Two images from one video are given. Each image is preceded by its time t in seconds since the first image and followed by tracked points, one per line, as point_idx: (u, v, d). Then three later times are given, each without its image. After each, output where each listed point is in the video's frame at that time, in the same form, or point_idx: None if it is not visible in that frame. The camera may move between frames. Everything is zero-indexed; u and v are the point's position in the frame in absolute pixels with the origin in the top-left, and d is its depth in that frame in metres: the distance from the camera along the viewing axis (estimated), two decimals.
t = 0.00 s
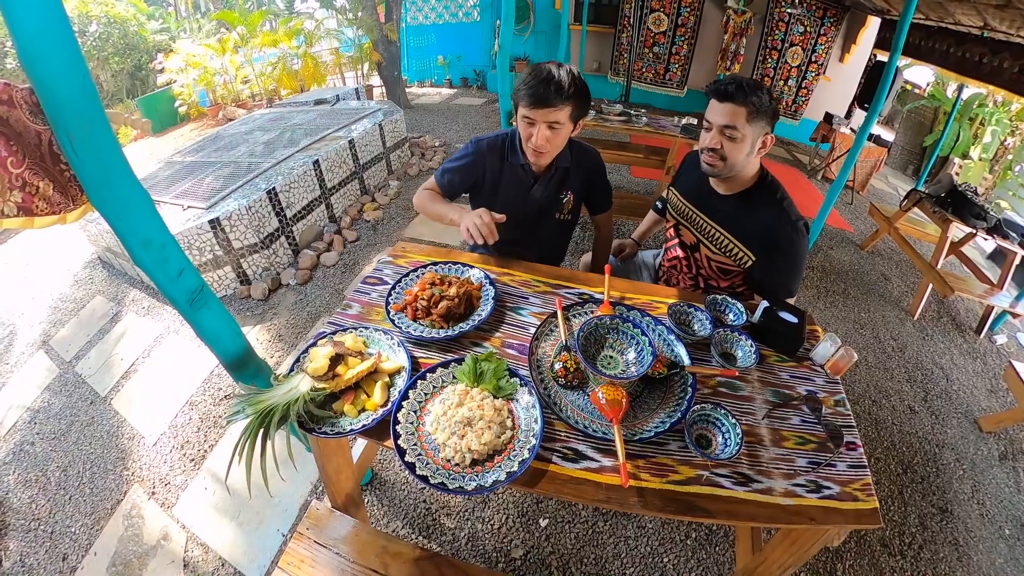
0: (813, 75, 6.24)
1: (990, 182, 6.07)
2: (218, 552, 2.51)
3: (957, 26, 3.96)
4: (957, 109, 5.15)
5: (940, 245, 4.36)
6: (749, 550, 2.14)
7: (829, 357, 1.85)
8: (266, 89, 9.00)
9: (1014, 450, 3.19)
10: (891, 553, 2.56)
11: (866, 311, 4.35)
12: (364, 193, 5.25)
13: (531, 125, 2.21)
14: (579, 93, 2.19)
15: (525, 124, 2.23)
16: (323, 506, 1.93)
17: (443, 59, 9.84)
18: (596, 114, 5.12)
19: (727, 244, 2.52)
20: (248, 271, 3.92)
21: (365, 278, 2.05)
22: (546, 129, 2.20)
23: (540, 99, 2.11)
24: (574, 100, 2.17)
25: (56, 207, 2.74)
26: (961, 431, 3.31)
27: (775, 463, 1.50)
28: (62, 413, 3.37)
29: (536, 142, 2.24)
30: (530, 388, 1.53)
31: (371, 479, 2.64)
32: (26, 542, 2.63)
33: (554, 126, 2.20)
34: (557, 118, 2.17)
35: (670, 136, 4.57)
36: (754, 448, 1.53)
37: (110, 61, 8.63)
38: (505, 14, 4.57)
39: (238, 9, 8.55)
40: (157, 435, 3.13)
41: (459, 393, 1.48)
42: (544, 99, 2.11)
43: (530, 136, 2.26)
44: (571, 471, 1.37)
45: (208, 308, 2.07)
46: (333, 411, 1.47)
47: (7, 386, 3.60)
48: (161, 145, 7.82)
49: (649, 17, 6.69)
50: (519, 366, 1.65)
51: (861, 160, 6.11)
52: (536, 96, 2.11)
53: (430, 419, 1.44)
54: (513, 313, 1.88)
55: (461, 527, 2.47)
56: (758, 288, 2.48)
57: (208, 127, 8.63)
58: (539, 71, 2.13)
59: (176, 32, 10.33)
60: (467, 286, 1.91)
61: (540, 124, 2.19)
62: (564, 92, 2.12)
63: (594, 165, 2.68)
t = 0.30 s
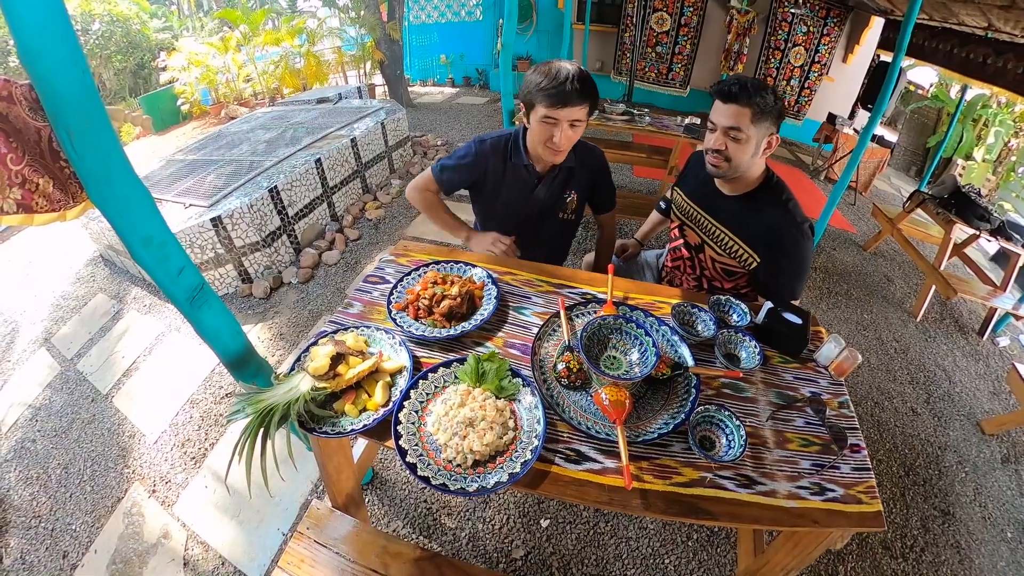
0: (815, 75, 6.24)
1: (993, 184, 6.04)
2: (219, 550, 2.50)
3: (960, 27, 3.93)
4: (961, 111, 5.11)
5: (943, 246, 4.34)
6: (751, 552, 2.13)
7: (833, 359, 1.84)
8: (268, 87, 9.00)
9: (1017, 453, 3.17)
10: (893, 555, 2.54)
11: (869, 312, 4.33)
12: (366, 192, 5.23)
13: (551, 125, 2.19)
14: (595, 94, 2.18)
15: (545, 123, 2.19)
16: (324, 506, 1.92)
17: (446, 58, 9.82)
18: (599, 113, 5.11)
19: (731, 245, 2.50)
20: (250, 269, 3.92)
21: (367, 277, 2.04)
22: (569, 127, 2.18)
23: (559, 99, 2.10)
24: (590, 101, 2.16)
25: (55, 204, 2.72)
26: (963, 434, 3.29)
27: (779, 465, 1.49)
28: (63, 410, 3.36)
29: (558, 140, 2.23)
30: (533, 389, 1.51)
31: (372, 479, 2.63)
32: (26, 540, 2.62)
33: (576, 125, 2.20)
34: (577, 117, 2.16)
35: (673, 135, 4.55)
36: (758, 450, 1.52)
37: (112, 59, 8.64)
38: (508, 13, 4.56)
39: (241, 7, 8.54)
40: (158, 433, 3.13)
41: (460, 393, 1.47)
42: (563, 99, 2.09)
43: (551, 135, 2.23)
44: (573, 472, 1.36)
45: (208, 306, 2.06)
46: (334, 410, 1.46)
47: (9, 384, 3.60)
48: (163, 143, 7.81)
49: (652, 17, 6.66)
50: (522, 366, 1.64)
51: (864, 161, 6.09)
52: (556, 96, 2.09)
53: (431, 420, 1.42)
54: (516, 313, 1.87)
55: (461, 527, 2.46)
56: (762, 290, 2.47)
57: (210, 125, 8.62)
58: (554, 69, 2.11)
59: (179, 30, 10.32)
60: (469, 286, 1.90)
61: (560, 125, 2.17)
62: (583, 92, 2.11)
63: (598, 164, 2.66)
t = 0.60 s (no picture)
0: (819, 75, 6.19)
1: (998, 185, 6.00)
2: (219, 550, 2.48)
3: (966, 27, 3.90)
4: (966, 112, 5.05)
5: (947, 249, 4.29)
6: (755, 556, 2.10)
7: (840, 361, 1.81)
8: (271, 85, 9.01)
9: (1021, 457, 3.14)
10: (897, 559, 2.51)
11: (873, 314, 4.30)
12: (369, 190, 5.22)
13: (564, 125, 2.16)
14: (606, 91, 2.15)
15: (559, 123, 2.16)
16: (325, 507, 1.90)
17: (449, 57, 9.80)
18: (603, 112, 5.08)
19: (739, 245, 2.48)
20: (252, 267, 3.90)
21: (369, 276, 2.02)
22: (585, 126, 2.15)
23: (571, 98, 2.07)
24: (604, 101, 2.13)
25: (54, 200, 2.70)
26: (966, 437, 3.26)
27: (786, 468, 1.46)
28: (64, 407, 3.35)
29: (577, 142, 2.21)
30: (538, 391, 1.49)
31: (373, 479, 2.60)
32: (26, 537, 2.61)
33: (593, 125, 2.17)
34: (591, 116, 2.13)
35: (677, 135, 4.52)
36: (765, 453, 1.49)
37: (116, 57, 8.67)
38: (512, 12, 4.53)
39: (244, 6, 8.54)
40: (159, 431, 3.11)
41: (464, 394, 1.45)
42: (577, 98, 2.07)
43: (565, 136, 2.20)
44: (579, 475, 1.34)
45: (208, 305, 2.04)
46: (336, 411, 1.44)
47: (11, 380, 3.59)
48: (166, 141, 7.81)
49: (656, 16, 6.59)
50: (527, 367, 1.62)
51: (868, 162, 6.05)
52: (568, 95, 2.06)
53: (435, 422, 1.40)
54: (520, 312, 1.84)
55: (463, 528, 2.43)
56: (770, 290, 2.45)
57: (213, 123, 8.62)
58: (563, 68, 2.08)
59: (182, 29, 10.31)
60: (472, 285, 1.88)
61: (573, 126, 2.15)
62: (596, 91, 2.08)
63: (603, 162, 2.64)
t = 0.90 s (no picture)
0: (823, 75, 6.16)
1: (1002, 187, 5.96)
2: (219, 549, 2.46)
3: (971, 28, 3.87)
4: (971, 113, 4.97)
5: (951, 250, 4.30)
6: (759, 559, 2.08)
7: (847, 363, 1.79)
8: (274, 83, 9.00)
9: None
10: (899, 562, 2.49)
11: (877, 316, 4.27)
12: (371, 188, 5.20)
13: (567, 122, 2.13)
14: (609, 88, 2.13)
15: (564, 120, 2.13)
16: (326, 507, 1.88)
17: (452, 55, 9.76)
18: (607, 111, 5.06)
19: (747, 247, 2.45)
20: (254, 265, 3.89)
21: (372, 275, 2.00)
22: (586, 122, 2.12)
23: (576, 94, 2.05)
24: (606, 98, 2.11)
25: (52, 196, 2.69)
26: (969, 440, 3.23)
27: (793, 472, 1.44)
28: (66, 404, 3.34)
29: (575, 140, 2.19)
30: (543, 393, 1.46)
31: (375, 479, 2.58)
32: (27, 535, 2.61)
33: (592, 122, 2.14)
34: (594, 113, 2.10)
35: (682, 134, 4.50)
36: (772, 457, 1.47)
37: (119, 55, 8.69)
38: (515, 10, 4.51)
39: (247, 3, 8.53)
40: (159, 430, 3.10)
41: (469, 396, 1.43)
42: (579, 93, 2.04)
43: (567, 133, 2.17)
44: (585, 479, 1.31)
45: (209, 303, 2.03)
46: (338, 412, 1.42)
47: (12, 377, 3.59)
48: (168, 138, 7.80)
49: (660, 15, 6.48)
50: (532, 368, 1.60)
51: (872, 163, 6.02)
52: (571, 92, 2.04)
53: (438, 424, 1.38)
54: (524, 313, 1.82)
55: (465, 529, 2.41)
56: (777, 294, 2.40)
57: (215, 120, 8.60)
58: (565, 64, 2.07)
59: (185, 27, 10.30)
60: (476, 285, 1.86)
61: (574, 123, 2.12)
62: (597, 88, 2.06)
63: (608, 159, 2.61)
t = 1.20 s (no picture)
0: (830, 76, 6.08)
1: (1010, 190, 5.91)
2: (220, 545, 2.46)
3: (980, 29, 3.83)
4: (978, 115, 4.90)
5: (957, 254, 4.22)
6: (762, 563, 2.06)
7: (853, 366, 1.77)
8: (280, 80, 9.00)
9: None
10: (902, 566, 2.47)
11: (882, 318, 4.24)
12: (375, 186, 5.18)
13: (567, 121, 2.13)
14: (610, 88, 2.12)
15: (561, 119, 2.13)
16: (327, 506, 1.87)
17: (457, 53, 9.73)
18: (612, 110, 5.04)
19: (757, 253, 2.43)
20: (258, 262, 3.88)
21: (376, 272, 1.99)
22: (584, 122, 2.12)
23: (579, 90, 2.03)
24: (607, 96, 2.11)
25: (54, 191, 2.60)
26: (974, 445, 3.19)
27: (798, 475, 1.42)
28: (69, 399, 3.35)
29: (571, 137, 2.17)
30: (548, 394, 1.44)
31: (377, 477, 2.57)
32: (29, 529, 2.61)
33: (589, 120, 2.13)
34: (593, 110, 2.10)
35: (687, 133, 4.48)
36: (778, 460, 1.45)
37: (125, 52, 8.71)
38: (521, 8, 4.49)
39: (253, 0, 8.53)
40: (162, 425, 3.10)
41: (473, 396, 1.41)
42: (579, 92, 2.03)
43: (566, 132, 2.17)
44: (590, 481, 1.30)
45: (211, 300, 2.02)
46: (340, 411, 1.40)
47: (17, 371, 3.61)
48: (173, 135, 7.82)
49: (666, 15, 6.41)
50: (537, 368, 1.58)
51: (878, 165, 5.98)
52: (569, 91, 2.03)
53: (441, 424, 1.37)
54: (530, 312, 1.80)
55: (466, 529, 2.40)
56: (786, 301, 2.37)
57: (220, 117, 8.61)
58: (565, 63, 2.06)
59: (190, 24, 10.31)
60: (481, 283, 1.85)
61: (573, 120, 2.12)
62: (598, 87, 2.05)
63: (615, 159, 2.59)
